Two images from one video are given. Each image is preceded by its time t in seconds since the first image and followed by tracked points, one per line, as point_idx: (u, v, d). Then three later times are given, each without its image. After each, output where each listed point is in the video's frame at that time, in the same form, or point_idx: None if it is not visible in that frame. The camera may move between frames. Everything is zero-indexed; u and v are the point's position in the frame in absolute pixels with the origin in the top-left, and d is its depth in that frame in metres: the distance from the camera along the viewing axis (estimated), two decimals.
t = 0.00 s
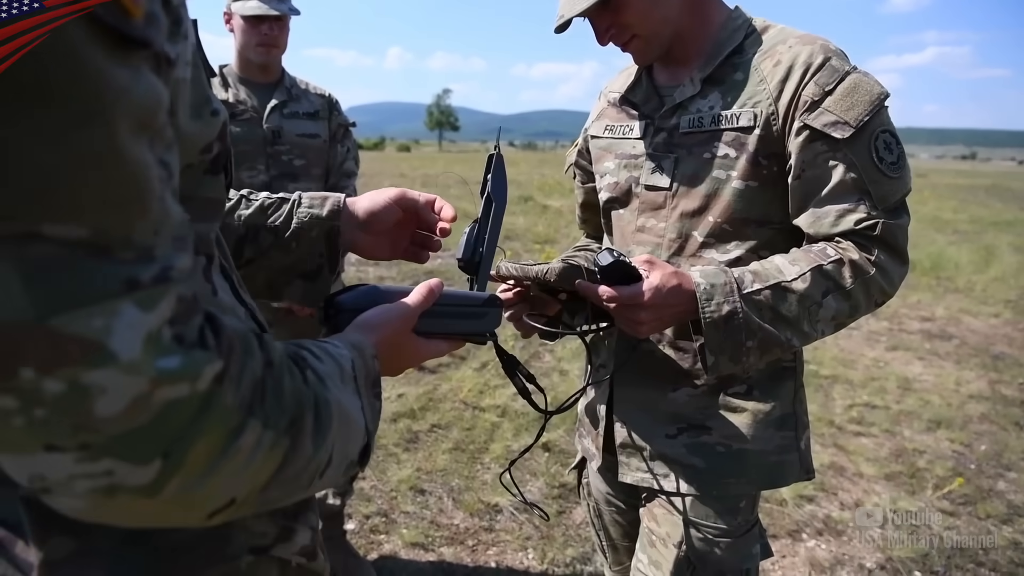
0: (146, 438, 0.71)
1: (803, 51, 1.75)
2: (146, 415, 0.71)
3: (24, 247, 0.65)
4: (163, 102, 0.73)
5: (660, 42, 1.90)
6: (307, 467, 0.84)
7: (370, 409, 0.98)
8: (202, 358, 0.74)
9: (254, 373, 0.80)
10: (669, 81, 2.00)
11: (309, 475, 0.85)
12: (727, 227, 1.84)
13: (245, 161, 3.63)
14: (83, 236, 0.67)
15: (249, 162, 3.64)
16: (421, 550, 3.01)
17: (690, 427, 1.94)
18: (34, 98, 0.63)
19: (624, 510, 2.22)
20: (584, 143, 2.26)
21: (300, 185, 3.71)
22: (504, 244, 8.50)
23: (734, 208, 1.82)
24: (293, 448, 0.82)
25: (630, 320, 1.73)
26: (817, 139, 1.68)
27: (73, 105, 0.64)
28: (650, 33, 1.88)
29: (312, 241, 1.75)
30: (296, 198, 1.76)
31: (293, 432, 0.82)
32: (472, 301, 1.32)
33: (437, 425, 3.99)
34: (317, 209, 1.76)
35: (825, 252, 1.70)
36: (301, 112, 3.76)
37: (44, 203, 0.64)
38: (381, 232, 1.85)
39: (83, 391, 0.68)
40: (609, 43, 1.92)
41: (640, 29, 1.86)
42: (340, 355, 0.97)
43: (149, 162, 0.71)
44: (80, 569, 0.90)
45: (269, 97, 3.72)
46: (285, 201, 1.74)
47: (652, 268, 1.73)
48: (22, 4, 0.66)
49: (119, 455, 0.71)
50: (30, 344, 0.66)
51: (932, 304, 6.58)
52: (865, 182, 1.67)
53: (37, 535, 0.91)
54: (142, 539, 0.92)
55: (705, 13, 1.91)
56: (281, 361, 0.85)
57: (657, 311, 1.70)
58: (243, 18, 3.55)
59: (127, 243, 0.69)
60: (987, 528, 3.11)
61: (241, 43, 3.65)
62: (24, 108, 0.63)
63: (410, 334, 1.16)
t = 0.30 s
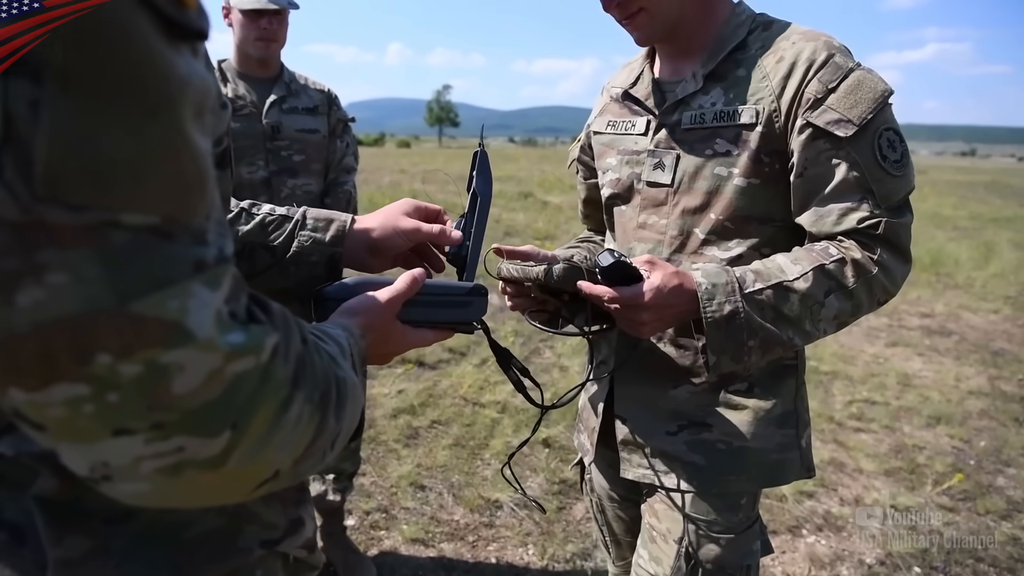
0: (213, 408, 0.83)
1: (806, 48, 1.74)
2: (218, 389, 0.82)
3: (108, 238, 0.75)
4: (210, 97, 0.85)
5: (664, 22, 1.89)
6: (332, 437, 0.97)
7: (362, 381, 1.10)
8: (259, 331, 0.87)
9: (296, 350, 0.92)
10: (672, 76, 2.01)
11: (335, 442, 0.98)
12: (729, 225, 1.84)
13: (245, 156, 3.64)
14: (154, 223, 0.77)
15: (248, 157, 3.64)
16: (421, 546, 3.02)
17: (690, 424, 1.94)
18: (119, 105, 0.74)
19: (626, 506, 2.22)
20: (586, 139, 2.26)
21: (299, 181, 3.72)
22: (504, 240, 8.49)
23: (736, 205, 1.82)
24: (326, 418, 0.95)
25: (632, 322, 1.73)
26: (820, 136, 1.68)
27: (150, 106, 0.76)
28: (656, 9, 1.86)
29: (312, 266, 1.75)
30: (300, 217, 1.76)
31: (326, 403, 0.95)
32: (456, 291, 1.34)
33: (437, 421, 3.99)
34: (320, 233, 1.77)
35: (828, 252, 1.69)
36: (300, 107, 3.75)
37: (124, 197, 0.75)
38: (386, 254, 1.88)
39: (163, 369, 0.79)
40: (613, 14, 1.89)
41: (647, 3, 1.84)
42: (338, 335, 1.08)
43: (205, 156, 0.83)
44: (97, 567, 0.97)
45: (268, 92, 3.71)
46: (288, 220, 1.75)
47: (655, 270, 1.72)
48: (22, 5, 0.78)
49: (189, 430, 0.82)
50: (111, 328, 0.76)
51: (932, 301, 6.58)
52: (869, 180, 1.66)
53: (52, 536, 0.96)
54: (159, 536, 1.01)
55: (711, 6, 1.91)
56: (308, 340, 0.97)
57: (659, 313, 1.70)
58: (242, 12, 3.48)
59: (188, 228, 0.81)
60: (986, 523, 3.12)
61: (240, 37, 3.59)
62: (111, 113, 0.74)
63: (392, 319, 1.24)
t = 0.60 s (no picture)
0: (223, 412, 0.83)
1: (811, 49, 1.73)
2: (228, 393, 0.82)
3: (117, 246, 0.74)
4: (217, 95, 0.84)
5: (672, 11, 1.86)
6: (336, 434, 0.98)
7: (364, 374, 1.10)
8: (268, 335, 0.87)
9: (302, 350, 0.92)
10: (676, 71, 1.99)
11: (338, 439, 0.99)
12: (727, 225, 1.83)
13: (244, 152, 3.64)
14: (164, 229, 0.77)
15: (247, 154, 3.63)
16: (418, 543, 3.01)
17: (684, 423, 1.94)
18: (128, 111, 0.73)
19: (625, 504, 2.21)
20: (590, 134, 2.24)
21: (297, 177, 3.71)
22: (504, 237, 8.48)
23: (735, 205, 1.81)
24: (331, 417, 0.96)
25: (628, 325, 1.73)
26: (821, 140, 1.66)
27: (160, 110, 0.75)
28: None
29: (321, 259, 1.74)
30: (311, 210, 1.77)
31: (331, 402, 0.96)
32: (455, 286, 1.35)
33: (435, 418, 3.99)
34: (331, 226, 1.77)
35: (826, 258, 1.68)
36: (299, 103, 3.73)
37: (135, 205, 0.74)
38: (398, 247, 1.85)
39: (173, 375, 0.78)
40: None
41: None
42: (339, 330, 1.08)
43: (213, 158, 0.82)
44: (100, 568, 0.97)
45: (266, 88, 3.69)
46: (298, 212, 1.75)
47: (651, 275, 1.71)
48: (22, 5, 0.76)
49: (198, 435, 0.82)
50: (122, 337, 0.75)
51: (931, 300, 6.58)
52: (870, 185, 1.65)
53: (53, 537, 0.95)
54: (160, 536, 1.01)
55: None
56: (312, 339, 0.97)
57: (654, 317, 1.70)
58: (241, 6, 3.46)
59: (197, 231, 0.80)
60: (984, 524, 3.12)
61: (238, 32, 3.57)
62: (120, 120, 0.73)
63: (393, 314, 1.22)
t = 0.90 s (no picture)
0: (227, 410, 0.82)
1: (829, 54, 1.73)
2: (233, 390, 0.82)
3: (121, 243, 0.74)
4: (224, 90, 0.83)
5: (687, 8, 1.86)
6: (341, 430, 0.98)
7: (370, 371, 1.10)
8: (273, 331, 0.86)
9: (308, 347, 0.92)
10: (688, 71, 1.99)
11: (343, 437, 0.99)
12: (739, 227, 1.83)
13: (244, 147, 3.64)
14: (168, 225, 0.76)
15: (248, 148, 3.64)
16: (416, 540, 3.01)
17: (688, 424, 1.93)
18: (131, 107, 0.73)
19: (629, 503, 2.21)
20: (596, 128, 2.26)
21: (297, 172, 3.70)
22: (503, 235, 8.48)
23: (747, 208, 1.81)
24: (335, 413, 0.96)
25: (637, 324, 1.72)
26: (838, 146, 1.66)
27: (165, 106, 0.75)
28: None
29: (333, 258, 1.74)
30: (323, 208, 1.77)
31: (335, 399, 0.95)
32: (463, 285, 1.36)
33: (434, 416, 3.98)
34: (343, 225, 1.77)
35: (840, 263, 1.68)
36: (300, 98, 3.72)
37: (138, 202, 0.74)
38: (409, 246, 1.85)
39: (177, 373, 0.78)
40: None
41: None
42: (344, 326, 1.07)
43: (218, 152, 0.81)
44: (100, 564, 0.97)
45: (267, 82, 3.68)
46: (310, 209, 1.75)
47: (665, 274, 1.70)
48: (22, 5, 0.76)
49: (202, 432, 0.82)
50: (126, 334, 0.75)
51: (930, 303, 6.58)
52: (885, 193, 1.65)
53: (53, 532, 0.95)
54: (161, 532, 1.01)
55: None
56: (317, 335, 0.96)
57: (665, 317, 1.69)
58: None
59: (201, 228, 0.79)
60: (982, 527, 3.12)
61: (239, 27, 3.55)
62: (124, 115, 0.72)
63: (398, 310, 1.22)
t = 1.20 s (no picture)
0: (222, 397, 0.82)
1: (838, 57, 1.71)
2: (228, 377, 0.82)
3: (112, 228, 0.73)
4: (220, 74, 0.83)
5: None
6: (339, 418, 0.97)
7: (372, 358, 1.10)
8: (269, 318, 0.86)
9: (306, 333, 0.92)
10: (699, 56, 1.96)
11: (341, 425, 0.98)
12: (744, 219, 1.83)
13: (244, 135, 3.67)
14: (162, 210, 0.76)
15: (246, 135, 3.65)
16: (415, 530, 3.02)
17: (690, 409, 1.93)
18: (122, 91, 0.72)
19: (630, 495, 2.21)
20: (600, 96, 2.25)
21: (296, 161, 3.69)
22: (503, 226, 8.48)
23: (748, 202, 1.82)
24: (334, 401, 0.95)
25: (652, 332, 1.73)
26: (847, 149, 1.66)
27: (158, 90, 0.74)
28: None
29: (336, 244, 1.74)
30: (327, 193, 1.76)
31: (334, 386, 0.95)
32: (472, 271, 1.35)
33: (433, 406, 3.98)
34: (346, 211, 1.76)
35: (862, 262, 1.66)
36: (299, 86, 3.70)
37: (130, 186, 0.73)
38: (414, 233, 1.83)
39: (171, 360, 0.78)
40: None
41: None
42: (347, 311, 1.07)
43: (214, 137, 0.80)
44: (99, 549, 0.97)
45: (266, 71, 3.67)
46: (314, 195, 1.74)
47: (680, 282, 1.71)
48: (21, 5, 0.77)
49: (198, 419, 0.81)
50: (118, 320, 0.75)
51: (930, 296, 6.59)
52: (902, 191, 1.63)
53: (53, 516, 0.95)
54: (160, 518, 1.01)
55: None
56: (316, 322, 0.96)
57: (680, 324, 1.70)
58: None
59: (195, 214, 0.79)
60: (980, 520, 3.13)
61: (236, 15, 3.52)
62: (114, 99, 0.72)
63: (404, 295, 1.22)
